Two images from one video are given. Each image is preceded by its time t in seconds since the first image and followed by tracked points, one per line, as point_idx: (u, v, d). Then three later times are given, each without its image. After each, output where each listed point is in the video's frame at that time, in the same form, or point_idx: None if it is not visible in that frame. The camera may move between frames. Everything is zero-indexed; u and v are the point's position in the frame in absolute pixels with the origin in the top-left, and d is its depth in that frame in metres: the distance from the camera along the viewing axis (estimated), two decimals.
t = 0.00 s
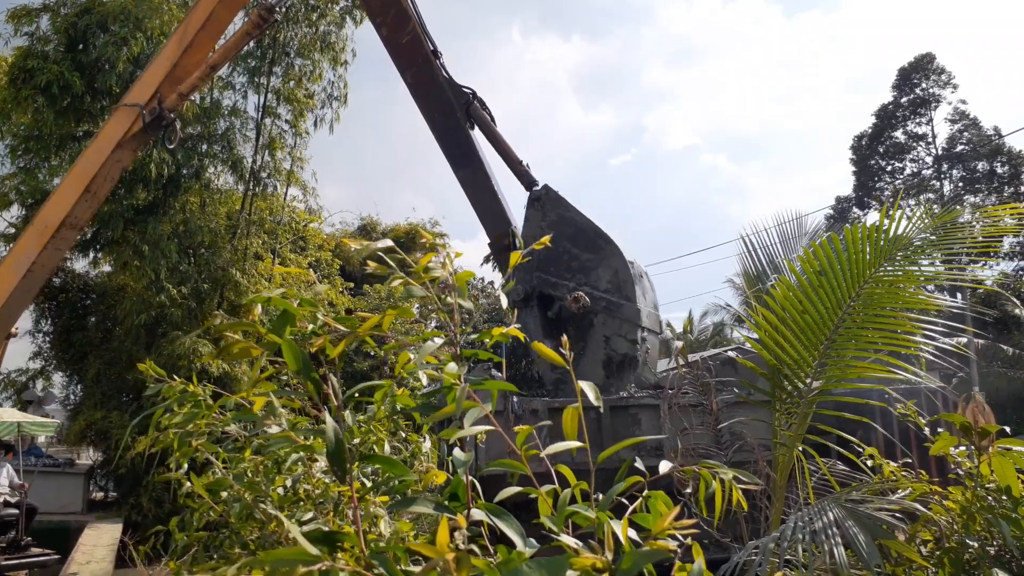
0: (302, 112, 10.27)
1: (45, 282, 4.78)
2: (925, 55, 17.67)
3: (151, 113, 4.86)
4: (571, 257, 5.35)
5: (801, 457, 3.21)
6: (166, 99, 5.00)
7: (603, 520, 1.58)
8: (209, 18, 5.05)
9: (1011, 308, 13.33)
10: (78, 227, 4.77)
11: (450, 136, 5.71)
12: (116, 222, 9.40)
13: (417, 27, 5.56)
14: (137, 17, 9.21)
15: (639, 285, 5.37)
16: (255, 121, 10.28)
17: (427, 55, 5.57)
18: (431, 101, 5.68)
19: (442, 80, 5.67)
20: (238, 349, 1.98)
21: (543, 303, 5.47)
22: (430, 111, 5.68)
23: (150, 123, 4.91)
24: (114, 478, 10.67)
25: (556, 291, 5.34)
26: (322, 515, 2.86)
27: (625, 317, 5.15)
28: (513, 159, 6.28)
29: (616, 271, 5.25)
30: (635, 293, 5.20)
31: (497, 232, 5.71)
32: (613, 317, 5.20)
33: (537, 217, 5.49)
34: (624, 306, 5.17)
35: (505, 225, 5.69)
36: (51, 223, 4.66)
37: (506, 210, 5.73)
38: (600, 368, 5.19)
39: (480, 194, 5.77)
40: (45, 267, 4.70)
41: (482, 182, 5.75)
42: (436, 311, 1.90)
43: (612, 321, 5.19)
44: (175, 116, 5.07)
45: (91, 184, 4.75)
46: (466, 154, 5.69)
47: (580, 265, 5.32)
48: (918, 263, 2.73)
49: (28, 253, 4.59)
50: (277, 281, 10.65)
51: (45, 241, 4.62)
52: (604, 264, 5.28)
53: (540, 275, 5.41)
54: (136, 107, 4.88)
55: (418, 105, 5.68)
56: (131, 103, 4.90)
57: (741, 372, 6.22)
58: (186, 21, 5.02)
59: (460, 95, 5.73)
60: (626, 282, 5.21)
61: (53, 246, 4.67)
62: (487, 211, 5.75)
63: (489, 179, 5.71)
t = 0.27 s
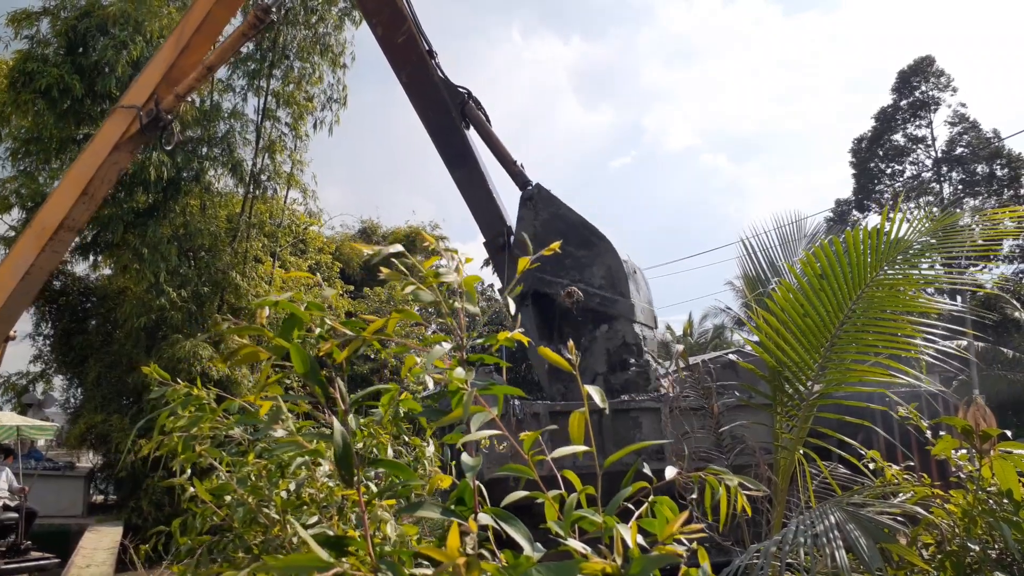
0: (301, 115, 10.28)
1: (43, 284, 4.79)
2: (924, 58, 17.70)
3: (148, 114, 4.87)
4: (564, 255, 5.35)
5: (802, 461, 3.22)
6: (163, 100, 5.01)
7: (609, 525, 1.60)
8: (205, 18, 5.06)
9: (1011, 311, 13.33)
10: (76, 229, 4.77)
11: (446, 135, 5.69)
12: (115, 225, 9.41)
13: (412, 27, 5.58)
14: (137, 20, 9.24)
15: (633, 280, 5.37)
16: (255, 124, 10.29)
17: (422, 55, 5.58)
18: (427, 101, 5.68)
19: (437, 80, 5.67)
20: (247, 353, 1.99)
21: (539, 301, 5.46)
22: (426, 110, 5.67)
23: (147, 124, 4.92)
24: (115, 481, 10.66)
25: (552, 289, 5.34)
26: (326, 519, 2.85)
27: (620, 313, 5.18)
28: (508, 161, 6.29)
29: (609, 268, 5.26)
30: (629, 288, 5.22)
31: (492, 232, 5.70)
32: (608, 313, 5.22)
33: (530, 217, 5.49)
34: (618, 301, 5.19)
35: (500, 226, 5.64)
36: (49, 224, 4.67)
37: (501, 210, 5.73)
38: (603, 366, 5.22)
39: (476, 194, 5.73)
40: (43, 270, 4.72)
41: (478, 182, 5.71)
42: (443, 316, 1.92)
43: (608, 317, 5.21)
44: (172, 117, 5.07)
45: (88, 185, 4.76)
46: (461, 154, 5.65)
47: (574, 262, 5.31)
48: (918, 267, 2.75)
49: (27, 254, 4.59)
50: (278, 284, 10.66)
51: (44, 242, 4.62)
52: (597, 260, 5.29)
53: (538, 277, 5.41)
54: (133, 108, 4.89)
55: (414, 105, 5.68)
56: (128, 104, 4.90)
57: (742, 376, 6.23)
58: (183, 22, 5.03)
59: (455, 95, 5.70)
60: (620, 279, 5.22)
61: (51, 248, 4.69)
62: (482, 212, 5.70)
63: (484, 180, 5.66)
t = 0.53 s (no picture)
0: (301, 116, 10.30)
1: (41, 284, 4.80)
2: (924, 59, 17.72)
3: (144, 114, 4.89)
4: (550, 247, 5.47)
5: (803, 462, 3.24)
6: (158, 98, 5.03)
7: (615, 527, 1.61)
8: (199, 17, 5.07)
9: (1011, 312, 13.34)
10: (73, 228, 4.79)
11: (436, 132, 5.75)
12: (116, 227, 9.41)
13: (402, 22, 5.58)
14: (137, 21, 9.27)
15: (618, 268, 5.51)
16: (255, 126, 10.31)
17: (412, 51, 5.60)
18: (417, 97, 5.73)
19: (428, 76, 5.70)
20: (252, 355, 1.99)
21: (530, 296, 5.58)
22: (417, 106, 5.73)
23: (142, 123, 4.93)
24: (116, 482, 10.67)
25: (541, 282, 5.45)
26: (330, 520, 2.85)
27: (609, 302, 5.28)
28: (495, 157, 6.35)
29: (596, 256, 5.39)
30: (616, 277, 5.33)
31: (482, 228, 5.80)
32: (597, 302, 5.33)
33: (515, 213, 5.57)
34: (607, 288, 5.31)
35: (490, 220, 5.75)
36: (47, 224, 4.69)
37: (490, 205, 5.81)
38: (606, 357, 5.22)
39: (466, 189, 5.85)
40: (41, 268, 4.73)
41: (469, 178, 5.82)
42: (449, 318, 1.94)
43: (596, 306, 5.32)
44: (167, 115, 5.09)
45: (84, 185, 4.77)
46: (453, 150, 5.74)
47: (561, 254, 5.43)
48: (919, 268, 2.76)
49: (24, 254, 4.60)
50: (278, 284, 10.69)
51: (41, 242, 4.64)
52: (583, 249, 5.41)
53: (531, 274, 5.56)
54: (128, 107, 4.90)
55: (405, 100, 5.71)
56: (123, 103, 4.91)
57: (742, 377, 6.25)
58: (176, 20, 5.03)
59: (445, 90, 5.74)
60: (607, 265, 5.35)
61: (49, 247, 4.70)
62: (473, 207, 5.82)
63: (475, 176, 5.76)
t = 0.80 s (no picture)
0: (302, 116, 10.31)
1: (41, 284, 4.80)
2: (926, 59, 17.71)
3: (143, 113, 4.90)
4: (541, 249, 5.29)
5: (806, 461, 3.24)
6: (157, 99, 5.05)
7: (623, 528, 1.61)
8: (198, 18, 5.09)
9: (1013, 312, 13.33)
10: (73, 228, 4.80)
11: (434, 136, 5.56)
12: (117, 227, 9.41)
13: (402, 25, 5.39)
14: (137, 21, 9.30)
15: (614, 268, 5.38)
16: (256, 126, 10.32)
17: (411, 55, 5.42)
18: (414, 100, 5.55)
19: (425, 80, 5.51)
20: (260, 357, 2.01)
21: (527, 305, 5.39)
22: (414, 110, 5.55)
23: (142, 123, 4.96)
24: (118, 482, 10.68)
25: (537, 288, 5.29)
26: (336, 520, 2.85)
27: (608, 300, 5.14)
28: (489, 162, 6.23)
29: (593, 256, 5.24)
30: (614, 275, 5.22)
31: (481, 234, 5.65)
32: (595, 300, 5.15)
33: (507, 220, 5.47)
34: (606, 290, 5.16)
35: (486, 227, 5.58)
36: (47, 224, 4.67)
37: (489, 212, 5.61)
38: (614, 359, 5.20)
39: (462, 195, 5.66)
40: (41, 269, 4.73)
41: (467, 182, 5.65)
42: (456, 319, 1.96)
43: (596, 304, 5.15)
44: (166, 115, 5.13)
45: (85, 185, 4.79)
46: (449, 156, 5.56)
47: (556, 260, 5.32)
48: (921, 269, 2.76)
49: (25, 255, 4.60)
50: (280, 284, 10.70)
51: (41, 242, 4.63)
52: (579, 248, 5.22)
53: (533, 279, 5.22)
54: (128, 107, 4.92)
55: (401, 104, 5.54)
56: (122, 104, 4.93)
57: (744, 377, 6.25)
58: (175, 21, 5.05)
59: (443, 94, 5.57)
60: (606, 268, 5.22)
61: (49, 248, 4.70)
62: (470, 213, 5.62)
63: (472, 182, 5.58)
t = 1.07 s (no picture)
0: (304, 117, 10.31)
1: (41, 286, 4.80)
2: (929, 58, 17.67)
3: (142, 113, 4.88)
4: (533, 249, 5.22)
5: (812, 461, 3.24)
6: (157, 98, 5.03)
7: (632, 530, 1.61)
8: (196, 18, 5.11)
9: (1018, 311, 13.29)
10: (73, 229, 4.78)
11: (428, 134, 5.55)
12: (120, 227, 9.44)
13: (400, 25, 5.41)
14: (138, 21, 9.31)
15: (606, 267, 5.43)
16: (259, 127, 10.33)
17: (408, 54, 5.42)
18: (409, 99, 5.54)
19: (422, 78, 5.51)
20: (270, 359, 2.02)
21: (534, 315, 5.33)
22: (409, 108, 5.53)
23: (142, 123, 4.94)
24: (122, 483, 10.70)
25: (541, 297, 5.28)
26: (343, 522, 2.84)
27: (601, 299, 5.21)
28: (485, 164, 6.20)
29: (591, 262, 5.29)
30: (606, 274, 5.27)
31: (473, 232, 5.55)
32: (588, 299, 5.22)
33: (499, 220, 5.34)
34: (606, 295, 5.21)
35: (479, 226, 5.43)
36: (47, 225, 4.66)
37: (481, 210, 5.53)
38: (620, 363, 5.22)
39: (456, 193, 5.60)
40: (42, 270, 4.73)
41: (461, 181, 5.61)
42: (463, 321, 1.96)
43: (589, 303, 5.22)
44: (167, 115, 5.09)
45: (85, 185, 4.77)
46: (444, 155, 5.53)
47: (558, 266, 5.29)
48: (925, 268, 2.76)
49: (25, 256, 4.59)
50: (283, 284, 10.70)
51: (41, 244, 4.62)
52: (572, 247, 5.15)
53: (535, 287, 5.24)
54: (127, 107, 4.91)
55: (397, 103, 5.53)
56: (122, 103, 4.91)
57: (748, 376, 6.24)
58: (174, 21, 5.06)
59: (439, 94, 5.56)
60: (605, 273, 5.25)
61: (49, 249, 4.69)
62: (463, 211, 5.56)
63: (465, 180, 5.54)
